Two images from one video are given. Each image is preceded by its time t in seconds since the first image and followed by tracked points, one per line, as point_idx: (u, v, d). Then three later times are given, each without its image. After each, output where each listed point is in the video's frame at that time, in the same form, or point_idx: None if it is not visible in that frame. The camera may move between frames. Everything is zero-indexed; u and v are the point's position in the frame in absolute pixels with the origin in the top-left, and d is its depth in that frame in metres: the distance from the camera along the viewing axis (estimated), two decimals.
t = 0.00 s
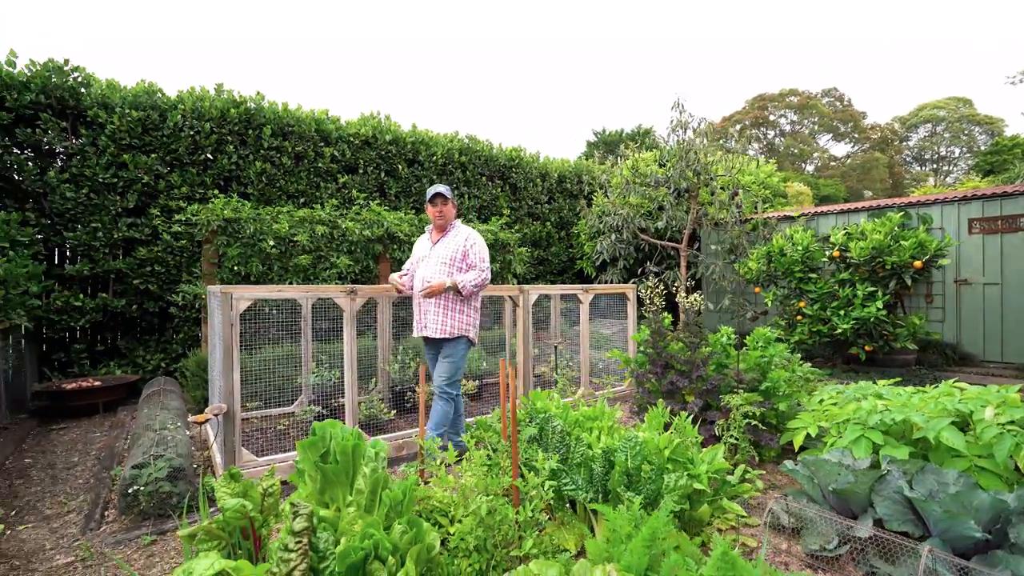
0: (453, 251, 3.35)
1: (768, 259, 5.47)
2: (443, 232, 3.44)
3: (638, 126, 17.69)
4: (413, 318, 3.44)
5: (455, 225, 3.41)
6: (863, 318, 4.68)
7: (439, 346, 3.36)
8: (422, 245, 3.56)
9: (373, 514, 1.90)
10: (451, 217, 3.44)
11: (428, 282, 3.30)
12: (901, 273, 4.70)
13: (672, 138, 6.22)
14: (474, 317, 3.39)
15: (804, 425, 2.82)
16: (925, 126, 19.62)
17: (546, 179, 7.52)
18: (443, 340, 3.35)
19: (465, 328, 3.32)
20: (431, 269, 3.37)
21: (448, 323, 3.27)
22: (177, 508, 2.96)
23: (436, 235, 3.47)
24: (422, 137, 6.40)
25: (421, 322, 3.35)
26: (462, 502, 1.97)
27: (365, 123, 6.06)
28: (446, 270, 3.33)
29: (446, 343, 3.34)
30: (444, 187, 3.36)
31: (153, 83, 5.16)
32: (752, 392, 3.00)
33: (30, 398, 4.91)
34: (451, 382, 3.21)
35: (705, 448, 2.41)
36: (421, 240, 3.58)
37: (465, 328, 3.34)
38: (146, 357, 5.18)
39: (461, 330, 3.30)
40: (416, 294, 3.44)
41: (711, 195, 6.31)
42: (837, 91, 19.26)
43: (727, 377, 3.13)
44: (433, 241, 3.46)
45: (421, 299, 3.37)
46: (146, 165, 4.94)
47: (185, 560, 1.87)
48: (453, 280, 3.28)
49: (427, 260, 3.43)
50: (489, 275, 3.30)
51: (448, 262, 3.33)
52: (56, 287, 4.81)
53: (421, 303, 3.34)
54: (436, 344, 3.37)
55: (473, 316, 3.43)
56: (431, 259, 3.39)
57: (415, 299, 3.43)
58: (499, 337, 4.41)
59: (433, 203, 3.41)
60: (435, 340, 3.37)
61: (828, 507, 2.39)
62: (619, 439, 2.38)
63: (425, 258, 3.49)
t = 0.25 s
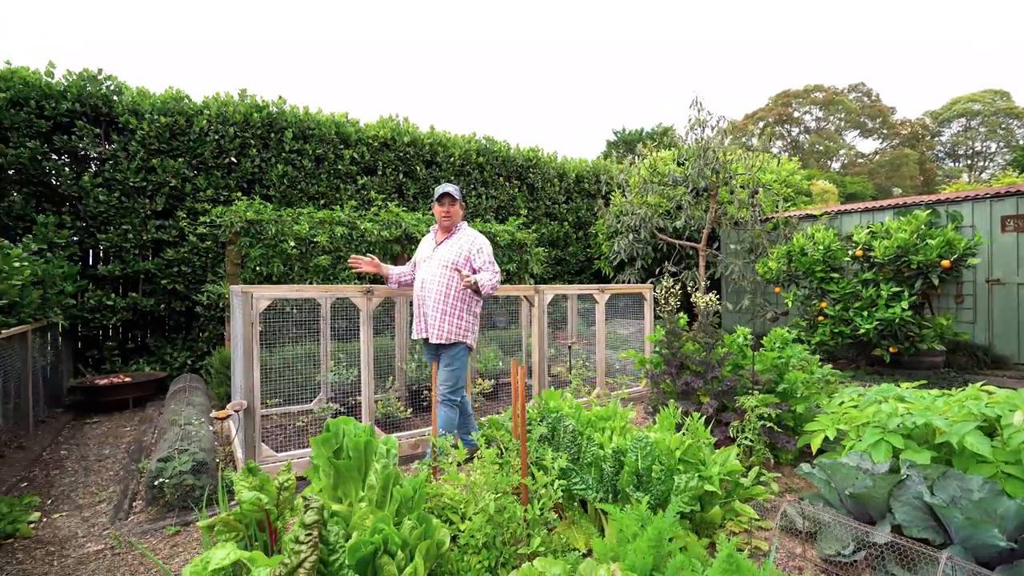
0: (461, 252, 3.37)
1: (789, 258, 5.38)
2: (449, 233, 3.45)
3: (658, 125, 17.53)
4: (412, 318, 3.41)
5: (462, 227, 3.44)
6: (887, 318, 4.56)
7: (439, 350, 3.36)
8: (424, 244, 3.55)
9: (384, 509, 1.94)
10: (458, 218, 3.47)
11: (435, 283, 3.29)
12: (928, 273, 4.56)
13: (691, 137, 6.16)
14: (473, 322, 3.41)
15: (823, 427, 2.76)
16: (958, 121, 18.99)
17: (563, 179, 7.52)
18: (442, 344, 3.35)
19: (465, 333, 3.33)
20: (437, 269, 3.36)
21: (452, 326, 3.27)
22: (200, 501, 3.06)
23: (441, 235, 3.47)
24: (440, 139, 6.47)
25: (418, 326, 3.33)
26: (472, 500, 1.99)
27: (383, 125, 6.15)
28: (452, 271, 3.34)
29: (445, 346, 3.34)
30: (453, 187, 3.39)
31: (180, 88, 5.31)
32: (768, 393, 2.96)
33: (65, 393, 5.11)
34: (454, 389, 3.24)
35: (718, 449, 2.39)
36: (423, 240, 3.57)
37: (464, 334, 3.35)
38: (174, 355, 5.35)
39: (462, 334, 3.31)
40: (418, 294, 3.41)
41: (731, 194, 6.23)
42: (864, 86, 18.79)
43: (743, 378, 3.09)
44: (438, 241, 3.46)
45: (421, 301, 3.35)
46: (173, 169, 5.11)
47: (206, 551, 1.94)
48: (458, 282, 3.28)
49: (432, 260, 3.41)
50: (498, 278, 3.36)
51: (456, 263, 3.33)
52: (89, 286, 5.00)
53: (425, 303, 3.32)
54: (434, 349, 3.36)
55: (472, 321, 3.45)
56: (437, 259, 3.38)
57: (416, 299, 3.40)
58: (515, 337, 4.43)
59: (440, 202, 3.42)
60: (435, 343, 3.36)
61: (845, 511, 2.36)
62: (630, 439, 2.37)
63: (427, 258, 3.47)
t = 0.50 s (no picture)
0: (464, 252, 3.34)
1: (811, 257, 5.27)
2: (454, 231, 3.43)
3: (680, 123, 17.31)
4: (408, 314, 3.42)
5: (467, 226, 3.41)
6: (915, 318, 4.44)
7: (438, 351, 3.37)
8: (428, 240, 3.54)
9: (395, 505, 1.96)
10: (465, 216, 3.44)
11: (433, 282, 3.29)
12: (958, 272, 4.42)
13: (710, 134, 6.07)
14: (473, 323, 3.40)
15: (842, 430, 2.69)
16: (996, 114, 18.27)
17: (582, 178, 7.49)
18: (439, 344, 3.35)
19: (461, 335, 3.33)
20: (437, 268, 3.35)
21: (447, 327, 3.27)
22: (222, 494, 3.14)
23: (446, 232, 3.45)
24: (457, 139, 6.50)
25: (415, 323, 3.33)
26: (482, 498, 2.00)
27: (402, 127, 6.22)
28: (452, 270, 3.32)
29: (442, 347, 3.35)
30: (462, 183, 3.34)
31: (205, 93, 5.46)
32: (787, 395, 2.90)
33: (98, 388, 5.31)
34: (460, 390, 3.28)
35: (733, 451, 2.35)
36: (428, 234, 3.56)
37: (463, 334, 3.35)
38: (199, 352, 5.50)
39: (457, 336, 3.31)
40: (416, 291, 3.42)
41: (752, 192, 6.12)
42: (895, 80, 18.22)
43: (760, 379, 3.04)
44: (442, 238, 3.44)
45: (420, 298, 3.34)
46: (199, 171, 5.26)
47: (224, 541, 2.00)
48: (459, 281, 3.27)
49: (433, 257, 3.40)
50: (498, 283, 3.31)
51: (457, 263, 3.32)
52: (120, 286, 5.18)
53: (421, 301, 3.32)
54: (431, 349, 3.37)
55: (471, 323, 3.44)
56: (438, 256, 3.37)
57: (413, 296, 3.40)
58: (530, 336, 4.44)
59: (447, 198, 3.39)
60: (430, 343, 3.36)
61: (864, 517, 2.30)
62: (642, 439, 2.35)
63: (430, 254, 3.47)
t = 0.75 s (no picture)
0: (469, 251, 3.36)
1: (829, 257, 5.18)
2: (456, 229, 3.43)
3: (699, 121, 17.11)
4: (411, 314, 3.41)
5: (471, 224, 3.41)
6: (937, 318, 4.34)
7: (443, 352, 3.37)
8: (431, 238, 3.53)
9: (403, 501, 1.99)
10: (468, 214, 3.45)
11: (438, 281, 3.29)
12: (982, 271, 4.30)
13: (726, 132, 5.99)
14: (478, 322, 3.43)
15: (857, 433, 2.64)
16: None
17: (596, 178, 7.46)
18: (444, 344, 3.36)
19: (467, 335, 3.35)
20: (442, 267, 3.35)
21: (454, 327, 3.28)
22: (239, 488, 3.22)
23: (449, 230, 3.45)
24: (471, 139, 6.53)
25: (421, 323, 3.30)
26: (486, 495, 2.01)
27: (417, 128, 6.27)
28: (457, 269, 3.33)
29: (448, 348, 3.36)
30: (464, 182, 3.36)
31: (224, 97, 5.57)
32: (800, 396, 2.86)
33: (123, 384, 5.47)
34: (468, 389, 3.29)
35: (742, 451, 2.32)
36: (430, 233, 3.55)
37: (469, 333, 3.37)
38: (219, 350, 5.63)
39: (464, 336, 3.33)
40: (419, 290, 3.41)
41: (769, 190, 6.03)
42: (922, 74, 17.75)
43: (773, 380, 3.00)
44: (445, 236, 3.44)
45: (426, 298, 3.33)
46: (219, 173, 5.38)
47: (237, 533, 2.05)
48: (466, 279, 3.28)
49: (437, 256, 3.40)
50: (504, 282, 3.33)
51: (462, 262, 3.33)
52: (144, 285, 5.33)
53: (425, 302, 3.31)
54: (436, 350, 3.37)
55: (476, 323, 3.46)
56: (442, 255, 3.37)
57: (417, 296, 3.40)
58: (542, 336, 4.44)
59: (450, 196, 3.40)
60: (434, 343, 3.36)
61: (878, 521, 2.25)
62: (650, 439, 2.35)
63: (433, 253, 3.47)
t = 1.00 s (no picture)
0: (475, 251, 3.38)
1: (850, 256, 5.06)
2: (459, 229, 3.43)
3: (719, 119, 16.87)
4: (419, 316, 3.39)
5: (473, 223, 3.42)
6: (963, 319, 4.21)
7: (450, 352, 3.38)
8: (432, 238, 3.50)
9: (410, 496, 2.01)
10: (469, 213, 3.44)
11: (448, 283, 3.30)
12: (1012, 270, 4.15)
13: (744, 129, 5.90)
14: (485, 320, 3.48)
15: (875, 435, 2.57)
16: None
17: (612, 177, 7.42)
18: (454, 345, 3.37)
19: (477, 334, 3.40)
20: (450, 268, 3.35)
21: (466, 328, 3.32)
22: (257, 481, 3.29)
23: (452, 230, 3.44)
24: (487, 140, 6.56)
25: (436, 325, 3.29)
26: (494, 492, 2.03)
27: (432, 129, 6.33)
28: (465, 270, 3.35)
29: (459, 349, 3.38)
30: (466, 180, 3.35)
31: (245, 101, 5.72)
32: (815, 397, 2.80)
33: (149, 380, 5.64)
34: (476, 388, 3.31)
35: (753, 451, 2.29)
36: (430, 232, 3.51)
37: (479, 333, 3.42)
38: (240, 348, 5.76)
39: (475, 336, 3.38)
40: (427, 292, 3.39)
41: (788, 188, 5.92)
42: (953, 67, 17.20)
43: (787, 380, 2.94)
44: (449, 237, 3.43)
45: (435, 300, 3.33)
46: (240, 176, 5.52)
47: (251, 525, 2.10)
48: (477, 279, 3.31)
49: (442, 257, 3.39)
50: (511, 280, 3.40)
51: (470, 262, 3.35)
52: (168, 285, 5.48)
53: (436, 304, 3.31)
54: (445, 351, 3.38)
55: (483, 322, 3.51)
56: (449, 256, 3.37)
57: (425, 297, 3.38)
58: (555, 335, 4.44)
59: (452, 196, 3.38)
60: (445, 345, 3.38)
61: (895, 526, 2.17)
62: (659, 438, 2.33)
63: (437, 253, 3.44)
